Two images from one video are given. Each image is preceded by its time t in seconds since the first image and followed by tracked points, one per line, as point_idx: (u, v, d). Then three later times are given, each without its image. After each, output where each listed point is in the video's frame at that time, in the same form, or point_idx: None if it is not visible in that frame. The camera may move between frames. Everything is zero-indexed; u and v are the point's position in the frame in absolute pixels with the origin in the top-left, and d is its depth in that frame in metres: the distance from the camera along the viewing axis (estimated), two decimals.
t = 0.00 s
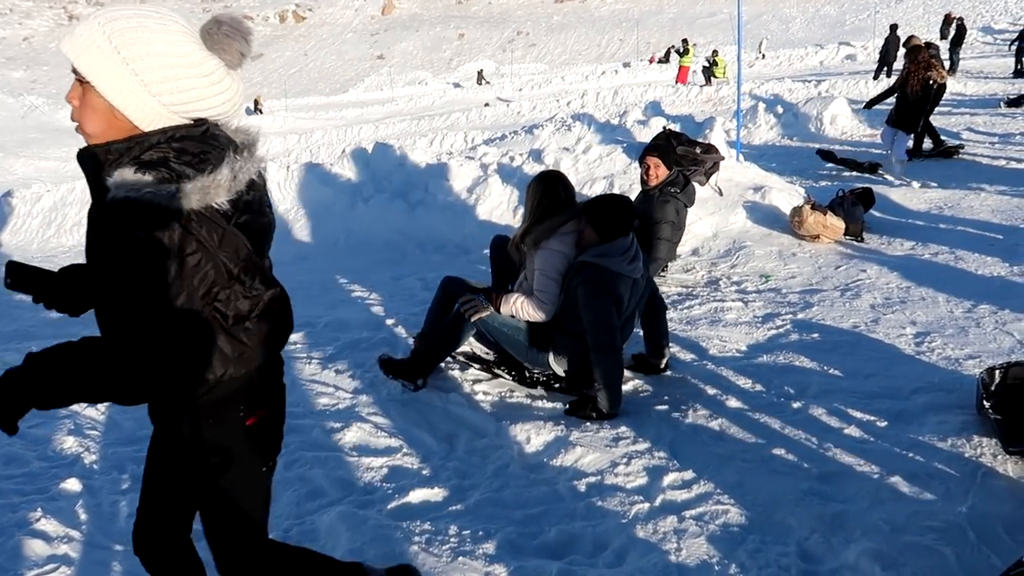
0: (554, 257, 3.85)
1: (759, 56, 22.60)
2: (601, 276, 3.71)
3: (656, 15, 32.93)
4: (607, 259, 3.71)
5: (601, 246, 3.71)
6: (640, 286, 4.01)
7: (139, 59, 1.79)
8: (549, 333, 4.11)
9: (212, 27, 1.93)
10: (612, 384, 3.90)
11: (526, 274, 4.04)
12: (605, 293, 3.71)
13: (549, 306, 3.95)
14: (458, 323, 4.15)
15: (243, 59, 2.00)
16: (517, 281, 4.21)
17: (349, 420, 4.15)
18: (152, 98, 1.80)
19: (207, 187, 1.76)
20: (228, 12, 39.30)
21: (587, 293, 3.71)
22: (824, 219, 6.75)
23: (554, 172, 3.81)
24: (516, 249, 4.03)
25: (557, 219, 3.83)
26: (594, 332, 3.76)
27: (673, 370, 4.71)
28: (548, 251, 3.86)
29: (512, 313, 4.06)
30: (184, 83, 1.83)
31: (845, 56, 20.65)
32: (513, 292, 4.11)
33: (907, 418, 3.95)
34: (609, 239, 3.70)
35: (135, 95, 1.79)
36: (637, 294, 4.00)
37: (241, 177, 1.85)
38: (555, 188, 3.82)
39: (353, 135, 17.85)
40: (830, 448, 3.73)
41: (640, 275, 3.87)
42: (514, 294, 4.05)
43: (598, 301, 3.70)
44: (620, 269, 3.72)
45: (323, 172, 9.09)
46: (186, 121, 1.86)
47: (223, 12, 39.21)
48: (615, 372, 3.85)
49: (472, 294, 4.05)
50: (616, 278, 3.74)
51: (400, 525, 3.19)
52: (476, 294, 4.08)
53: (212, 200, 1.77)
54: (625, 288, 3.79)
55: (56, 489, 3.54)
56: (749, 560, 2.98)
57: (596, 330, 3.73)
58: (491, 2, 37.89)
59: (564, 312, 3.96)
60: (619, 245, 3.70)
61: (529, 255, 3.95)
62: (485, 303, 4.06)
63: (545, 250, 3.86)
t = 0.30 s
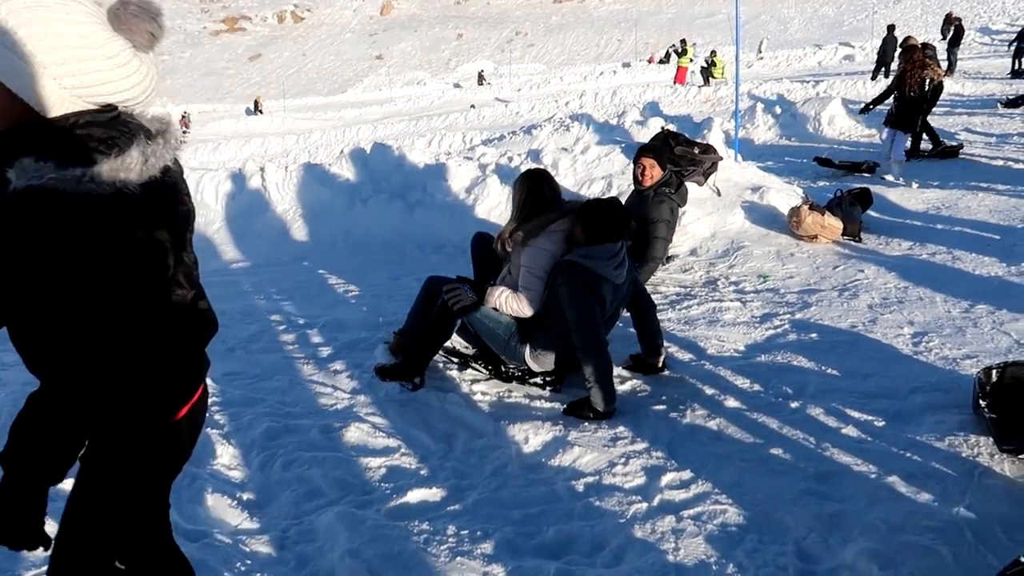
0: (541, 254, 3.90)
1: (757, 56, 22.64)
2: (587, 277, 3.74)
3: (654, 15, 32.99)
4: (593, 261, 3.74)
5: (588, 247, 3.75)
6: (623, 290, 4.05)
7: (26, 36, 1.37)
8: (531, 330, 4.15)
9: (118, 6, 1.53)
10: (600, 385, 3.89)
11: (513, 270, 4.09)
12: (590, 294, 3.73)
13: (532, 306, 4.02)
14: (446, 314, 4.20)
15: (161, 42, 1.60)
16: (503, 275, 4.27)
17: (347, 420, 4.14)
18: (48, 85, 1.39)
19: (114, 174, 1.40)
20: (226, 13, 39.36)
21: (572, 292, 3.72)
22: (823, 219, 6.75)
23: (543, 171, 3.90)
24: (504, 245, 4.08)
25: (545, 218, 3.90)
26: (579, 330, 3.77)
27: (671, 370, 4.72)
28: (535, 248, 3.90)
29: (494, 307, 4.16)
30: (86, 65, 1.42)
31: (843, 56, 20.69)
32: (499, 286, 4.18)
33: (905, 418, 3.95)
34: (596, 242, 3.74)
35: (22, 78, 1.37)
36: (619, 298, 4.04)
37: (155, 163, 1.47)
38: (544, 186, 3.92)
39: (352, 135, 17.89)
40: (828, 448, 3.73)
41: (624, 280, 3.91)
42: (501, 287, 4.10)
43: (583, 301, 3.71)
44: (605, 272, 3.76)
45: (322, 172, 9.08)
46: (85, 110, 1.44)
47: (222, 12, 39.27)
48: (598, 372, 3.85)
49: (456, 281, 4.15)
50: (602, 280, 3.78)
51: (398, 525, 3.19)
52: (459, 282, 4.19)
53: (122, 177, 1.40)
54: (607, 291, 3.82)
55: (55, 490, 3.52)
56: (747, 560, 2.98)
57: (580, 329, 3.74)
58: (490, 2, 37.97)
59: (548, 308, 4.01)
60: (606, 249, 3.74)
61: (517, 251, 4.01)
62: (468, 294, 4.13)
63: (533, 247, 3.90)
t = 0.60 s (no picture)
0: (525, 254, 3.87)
1: (756, 56, 22.63)
2: (572, 280, 3.77)
3: (653, 15, 32.98)
4: (578, 264, 3.75)
5: (574, 251, 3.75)
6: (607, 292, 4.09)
7: None
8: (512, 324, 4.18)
9: (27, 13, 1.72)
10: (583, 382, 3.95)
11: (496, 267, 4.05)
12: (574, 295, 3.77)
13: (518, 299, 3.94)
14: (429, 316, 4.24)
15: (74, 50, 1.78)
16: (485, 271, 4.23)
17: (346, 420, 4.14)
18: None
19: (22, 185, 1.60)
20: (225, 13, 39.30)
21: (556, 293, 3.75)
22: (822, 219, 6.75)
23: (530, 171, 3.84)
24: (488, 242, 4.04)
25: (530, 218, 3.86)
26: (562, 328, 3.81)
27: (670, 370, 4.71)
28: (519, 247, 3.86)
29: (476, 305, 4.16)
30: None
31: (842, 56, 20.69)
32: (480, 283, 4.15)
33: (904, 417, 3.96)
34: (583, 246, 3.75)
35: None
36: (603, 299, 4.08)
37: (67, 165, 1.68)
38: (530, 185, 3.87)
39: (351, 135, 17.87)
40: (827, 447, 3.73)
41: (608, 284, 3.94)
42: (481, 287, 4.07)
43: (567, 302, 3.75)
44: (590, 277, 3.78)
45: (321, 172, 9.07)
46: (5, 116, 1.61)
47: (221, 13, 39.23)
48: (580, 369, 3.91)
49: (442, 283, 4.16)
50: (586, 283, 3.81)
51: (398, 525, 3.19)
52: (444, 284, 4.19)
53: (30, 187, 1.61)
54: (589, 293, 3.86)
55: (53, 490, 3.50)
56: (746, 559, 2.98)
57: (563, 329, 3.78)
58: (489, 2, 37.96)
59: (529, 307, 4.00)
60: (592, 253, 3.74)
61: (500, 249, 3.96)
62: (454, 296, 4.15)
63: (517, 246, 3.86)
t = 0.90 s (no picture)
0: (503, 262, 3.96)
1: (757, 56, 22.62)
2: (553, 270, 3.91)
3: (653, 15, 32.97)
4: (560, 255, 3.89)
5: (557, 243, 3.88)
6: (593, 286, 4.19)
7: None
8: (497, 322, 4.24)
9: None
10: (537, 363, 4.09)
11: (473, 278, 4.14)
12: (551, 284, 3.93)
13: (492, 310, 4.01)
14: (408, 328, 4.39)
15: None
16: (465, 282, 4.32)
17: (347, 420, 4.14)
18: None
19: None
20: (225, 13, 39.33)
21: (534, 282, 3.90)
22: (822, 219, 6.75)
23: (504, 181, 3.97)
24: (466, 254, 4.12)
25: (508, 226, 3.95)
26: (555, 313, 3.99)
27: (669, 369, 4.72)
28: (496, 258, 3.95)
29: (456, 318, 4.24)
30: None
31: (842, 56, 20.68)
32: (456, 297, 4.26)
33: (904, 417, 3.96)
34: (565, 237, 3.88)
35: None
36: (588, 294, 4.18)
37: None
38: (506, 196, 3.98)
39: (351, 135, 17.87)
40: (828, 447, 3.73)
41: (593, 276, 4.05)
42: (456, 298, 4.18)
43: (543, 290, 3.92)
44: (571, 268, 3.92)
45: (321, 172, 9.07)
46: None
47: (221, 13, 39.24)
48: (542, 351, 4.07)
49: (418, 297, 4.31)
50: (567, 273, 3.95)
51: (399, 525, 3.18)
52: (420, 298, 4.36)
53: None
54: (570, 284, 4.01)
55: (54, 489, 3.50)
56: (747, 559, 2.99)
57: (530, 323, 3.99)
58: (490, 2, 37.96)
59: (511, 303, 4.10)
60: (572, 244, 3.87)
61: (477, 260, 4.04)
62: (429, 310, 4.30)
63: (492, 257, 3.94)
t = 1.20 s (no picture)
0: (492, 271, 4.03)
1: (762, 56, 22.58)
2: (539, 269, 3.92)
3: (658, 15, 32.91)
4: (545, 254, 3.88)
5: (542, 242, 3.87)
6: (582, 283, 4.20)
7: None
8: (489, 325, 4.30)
9: None
10: (491, 361, 4.12)
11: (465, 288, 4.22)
12: (537, 283, 3.94)
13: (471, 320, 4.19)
14: (402, 348, 4.57)
15: None
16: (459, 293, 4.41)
17: (352, 421, 4.13)
18: None
19: None
20: (230, 13, 39.40)
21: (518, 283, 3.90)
22: (828, 219, 6.73)
23: (491, 194, 4.08)
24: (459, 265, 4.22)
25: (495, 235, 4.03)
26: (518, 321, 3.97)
27: (676, 371, 4.70)
28: (484, 269, 4.02)
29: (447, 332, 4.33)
30: None
31: (848, 56, 20.63)
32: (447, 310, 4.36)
33: (913, 419, 3.93)
34: (549, 235, 3.85)
35: None
36: (577, 291, 4.19)
37: None
38: (493, 208, 4.08)
39: (356, 135, 17.88)
40: (836, 448, 3.71)
41: (581, 271, 4.05)
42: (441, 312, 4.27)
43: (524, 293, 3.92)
44: (555, 265, 3.90)
45: (326, 172, 9.08)
46: None
47: (226, 13, 39.31)
48: (500, 354, 4.11)
49: (406, 322, 4.51)
50: (554, 271, 3.94)
51: (405, 526, 3.17)
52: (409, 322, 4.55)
53: None
54: (555, 281, 4.01)
55: (61, 490, 3.50)
56: (755, 562, 2.97)
57: (500, 324, 3.97)
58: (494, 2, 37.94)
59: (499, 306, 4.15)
60: (556, 242, 3.84)
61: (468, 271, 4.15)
62: (417, 331, 4.48)
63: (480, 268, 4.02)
